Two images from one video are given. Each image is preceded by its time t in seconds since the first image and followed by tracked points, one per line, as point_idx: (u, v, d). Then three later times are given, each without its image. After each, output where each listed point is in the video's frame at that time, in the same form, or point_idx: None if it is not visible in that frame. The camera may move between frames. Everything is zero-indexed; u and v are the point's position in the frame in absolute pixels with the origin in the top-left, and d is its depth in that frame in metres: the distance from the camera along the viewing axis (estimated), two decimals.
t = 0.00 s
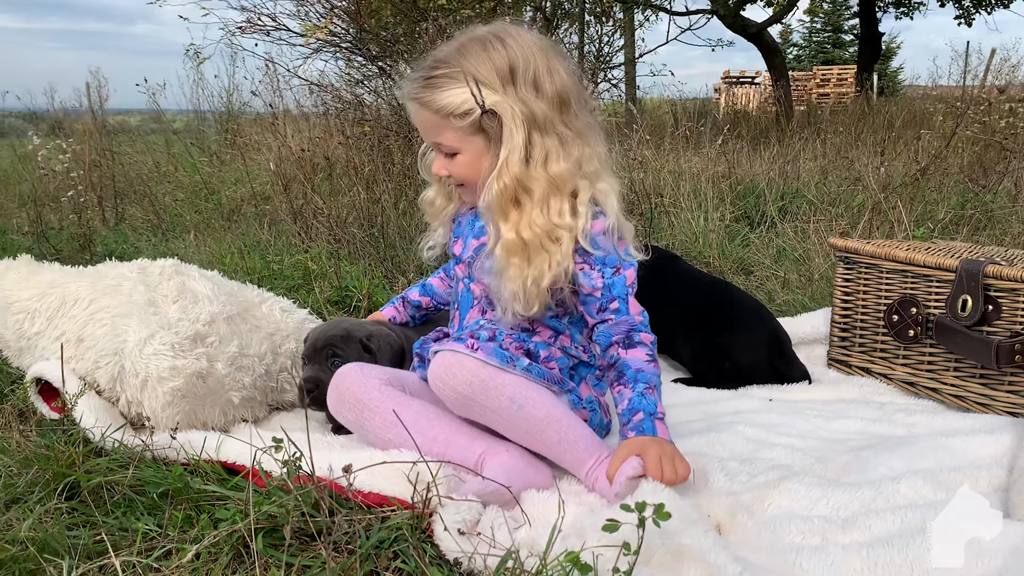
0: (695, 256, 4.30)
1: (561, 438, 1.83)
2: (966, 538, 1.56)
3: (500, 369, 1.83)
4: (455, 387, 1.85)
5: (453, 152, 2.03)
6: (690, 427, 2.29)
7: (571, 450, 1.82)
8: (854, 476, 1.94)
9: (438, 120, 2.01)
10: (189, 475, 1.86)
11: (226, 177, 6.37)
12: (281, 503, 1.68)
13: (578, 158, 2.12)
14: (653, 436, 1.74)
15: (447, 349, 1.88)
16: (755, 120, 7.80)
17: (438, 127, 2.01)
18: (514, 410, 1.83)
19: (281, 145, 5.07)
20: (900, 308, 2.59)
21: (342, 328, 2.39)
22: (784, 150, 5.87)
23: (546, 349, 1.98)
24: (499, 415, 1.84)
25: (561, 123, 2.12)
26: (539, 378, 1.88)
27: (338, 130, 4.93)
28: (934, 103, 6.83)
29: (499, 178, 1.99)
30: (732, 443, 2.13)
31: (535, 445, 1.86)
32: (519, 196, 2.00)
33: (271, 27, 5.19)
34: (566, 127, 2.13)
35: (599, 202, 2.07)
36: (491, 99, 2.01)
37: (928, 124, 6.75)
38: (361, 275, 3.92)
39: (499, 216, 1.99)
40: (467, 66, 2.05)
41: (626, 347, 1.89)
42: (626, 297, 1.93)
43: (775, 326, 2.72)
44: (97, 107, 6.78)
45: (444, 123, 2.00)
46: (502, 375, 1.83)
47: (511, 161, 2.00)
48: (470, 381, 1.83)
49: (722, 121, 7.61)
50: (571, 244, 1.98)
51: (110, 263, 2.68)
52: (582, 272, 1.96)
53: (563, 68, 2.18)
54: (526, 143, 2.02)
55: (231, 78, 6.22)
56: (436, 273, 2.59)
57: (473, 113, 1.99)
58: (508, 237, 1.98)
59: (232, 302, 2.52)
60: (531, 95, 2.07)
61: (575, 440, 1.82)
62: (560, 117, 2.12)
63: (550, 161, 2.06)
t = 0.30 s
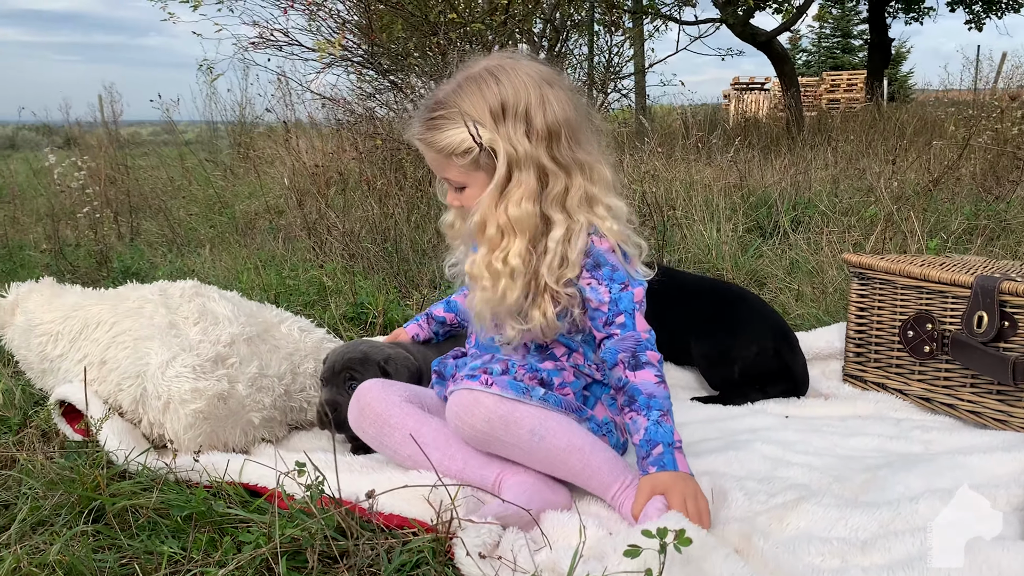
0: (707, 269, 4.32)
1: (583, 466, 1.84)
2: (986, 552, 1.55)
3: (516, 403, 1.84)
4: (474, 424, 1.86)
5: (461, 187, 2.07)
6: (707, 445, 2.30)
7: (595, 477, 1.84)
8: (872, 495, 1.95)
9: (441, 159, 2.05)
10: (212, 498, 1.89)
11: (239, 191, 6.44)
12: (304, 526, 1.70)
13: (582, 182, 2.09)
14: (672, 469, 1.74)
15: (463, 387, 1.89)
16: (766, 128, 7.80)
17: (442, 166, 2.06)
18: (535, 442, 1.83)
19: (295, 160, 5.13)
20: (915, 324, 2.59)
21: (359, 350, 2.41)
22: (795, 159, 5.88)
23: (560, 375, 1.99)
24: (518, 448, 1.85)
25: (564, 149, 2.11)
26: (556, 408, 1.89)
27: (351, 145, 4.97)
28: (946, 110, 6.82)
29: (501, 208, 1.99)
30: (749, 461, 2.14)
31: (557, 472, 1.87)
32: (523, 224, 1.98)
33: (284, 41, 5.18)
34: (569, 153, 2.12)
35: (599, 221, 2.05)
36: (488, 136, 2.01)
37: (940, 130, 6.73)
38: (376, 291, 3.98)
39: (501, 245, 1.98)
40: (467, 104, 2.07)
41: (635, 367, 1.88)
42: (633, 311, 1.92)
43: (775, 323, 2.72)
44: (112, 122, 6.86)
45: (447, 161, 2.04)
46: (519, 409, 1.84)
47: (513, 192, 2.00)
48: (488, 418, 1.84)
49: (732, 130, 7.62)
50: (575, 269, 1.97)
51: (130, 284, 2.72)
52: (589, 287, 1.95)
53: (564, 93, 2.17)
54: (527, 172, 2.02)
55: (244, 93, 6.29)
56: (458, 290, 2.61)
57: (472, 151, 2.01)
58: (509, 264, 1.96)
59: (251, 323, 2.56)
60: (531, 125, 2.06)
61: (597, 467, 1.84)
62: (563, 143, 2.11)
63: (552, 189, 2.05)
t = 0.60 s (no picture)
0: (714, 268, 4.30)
1: (608, 463, 1.82)
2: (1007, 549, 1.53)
3: (534, 406, 1.80)
4: (495, 432, 1.81)
5: (474, 182, 2.07)
6: (719, 442, 2.28)
7: (620, 471, 1.83)
8: (887, 492, 1.92)
9: (454, 153, 2.05)
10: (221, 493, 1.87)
11: (243, 189, 6.43)
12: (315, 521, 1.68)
13: (600, 179, 2.04)
14: (694, 473, 1.71)
15: (478, 396, 1.86)
16: (770, 128, 7.78)
17: (456, 159, 2.06)
18: (558, 443, 1.80)
19: (298, 157, 5.11)
20: (928, 321, 2.58)
21: (366, 347, 2.40)
22: (800, 159, 5.86)
23: (571, 376, 1.94)
24: (542, 450, 1.82)
25: (580, 146, 2.05)
26: (573, 407, 1.85)
27: (355, 143, 4.95)
28: (952, 111, 6.81)
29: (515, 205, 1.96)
30: (762, 458, 2.12)
31: (581, 470, 1.85)
32: (538, 221, 1.95)
33: (289, 39, 5.16)
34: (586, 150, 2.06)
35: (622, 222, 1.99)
36: (499, 131, 1.98)
37: (945, 131, 6.72)
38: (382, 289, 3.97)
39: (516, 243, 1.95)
40: (480, 99, 2.04)
41: (653, 369, 1.84)
42: (651, 313, 1.87)
43: (738, 297, 2.74)
44: (113, 120, 6.84)
45: (459, 157, 2.03)
46: (539, 411, 1.80)
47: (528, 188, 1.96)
48: (508, 425, 1.79)
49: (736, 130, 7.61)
50: (591, 269, 1.92)
51: (135, 279, 2.70)
52: (606, 286, 1.90)
53: (582, 87, 2.10)
54: (542, 168, 1.98)
55: (247, 91, 6.27)
56: (471, 282, 2.61)
57: (482, 146, 1.99)
58: (525, 263, 1.93)
59: (259, 319, 2.54)
60: (546, 121, 2.01)
61: (621, 462, 1.82)
62: (579, 140, 2.05)
63: (569, 186, 2.00)
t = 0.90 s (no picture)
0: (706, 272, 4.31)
1: (589, 486, 1.80)
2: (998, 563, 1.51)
3: (512, 430, 1.78)
4: (474, 461, 1.78)
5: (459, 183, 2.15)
6: (708, 448, 2.28)
7: (601, 494, 1.81)
8: (876, 500, 1.92)
9: (439, 156, 2.14)
10: (204, 499, 1.84)
11: (234, 188, 6.39)
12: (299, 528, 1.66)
13: (563, 194, 1.97)
14: (683, 483, 1.71)
15: (456, 418, 1.83)
16: (763, 132, 7.80)
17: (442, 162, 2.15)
18: (538, 470, 1.78)
19: (290, 157, 5.08)
20: (918, 328, 2.58)
21: (352, 352, 2.38)
22: (793, 163, 5.88)
23: (551, 392, 1.91)
24: (522, 478, 1.79)
25: (546, 157, 1.99)
26: (553, 429, 1.83)
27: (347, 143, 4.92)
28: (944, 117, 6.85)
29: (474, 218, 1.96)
30: (752, 465, 2.11)
31: (562, 493, 1.83)
32: (495, 236, 1.94)
33: (282, 39, 5.13)
34: (552, 162, 2.00)
35: (582, 239, 1.92)
36: (466, 142, 2.01)
37: (937, 136, 6.76)
38: (373, 291, 3.95)
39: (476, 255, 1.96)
40: (450, 109, 2.03)
41: (642, 377, 1.83)
42: (640, 323, 1.84)
43: (717, 292, 2.75)
44: (104, 117, 6.79)
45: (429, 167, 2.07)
46: (517, 437, 1.78)
47: (486, 201, 1.95)
48: (486, 456, 1.77)
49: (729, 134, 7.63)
50: (572, 281, 1.90)
51: (122, 279, 2.67)
52: (593, 293, 1.88)
53: (556, 97, 2.02)
54: (500, 182, 1.95)
55: (239, 90, 6.24)
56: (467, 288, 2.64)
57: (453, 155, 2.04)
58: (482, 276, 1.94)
59: (246, 321, 2.51)
60: (509, 134, 1.96)
61: (602, 483, 1.80)
62: (545, 152, 1.99)
63: (528, 200, 1.95)
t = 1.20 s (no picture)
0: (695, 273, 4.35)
1: (571, 479, 1.81)
2: (976, 553, 1.53)
3: (493, 425, 1.80)
4: (457, 457, 1.81)
5: (446, 178, 2.16)
6: (693, 443, 2.30)
7: (583, 487, 1.81)
8: (858, 493, 1.93)
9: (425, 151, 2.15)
10: (190, 487, 1.84)
11: (226, 187, 6.39)
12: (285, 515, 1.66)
13: (551, 179, 2.00)
14: (666, 469, 1.72)
15: (438, 414, 1.85)
16: (754, 137, 7.86)
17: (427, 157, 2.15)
18: (520, 464, 1.80)
19: (282, 156, 5.09)
20: (903, 325, 2.60)
21: (337, 347, 2.40)
22: (784, 166, 5.93)
23: (534, 385, 1.92)
24: (504, 473, 1.81)
25: (533, 144, 2.03)
26: (534, 423, 1.84)
27: (339, 142, 4.92)
28: (933, 123, 6.93)
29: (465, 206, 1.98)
30: (736, 458, 2.14)
31: (545, 487, 1.84)
32: (486, 223, 1.96)
33: (275, 37, 5.14)
34: (539, 149, 2.04)
35: (570, 224, 1.95)
36: (453, 132, 2.03)
37: (927, 142, 6.83)
38: (364, 289, 3.97)
39: (469, 243, 1.98)
40: (437, 101, 2.07)
41: (627, 365, 1.84)
42: (626, 311, 1.86)
43: (716, 298, 2.92)
44: (95, 115, 6.78)
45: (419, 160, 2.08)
46: (499, 432, 1.79)
47: (477, 188, 1.97)
48: (469, 450, 1.79)
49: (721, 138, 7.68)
50: (560, 268, 1.92)
51: (110, 271, 2.67)
52: (580, 282, 1.90)
53: (540, 85, 2.07)
54: (490, 170, 1.98)
55: (232, 89, 6.23)
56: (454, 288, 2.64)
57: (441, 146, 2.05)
58: (474, 263, 1.95)
59: (234, 313, 2.51)
60: (496, 122, 2.00)
61: (584, 476, 1.80)
62: (531, 139, 2.03)
63: (517, 187, 1.99)
